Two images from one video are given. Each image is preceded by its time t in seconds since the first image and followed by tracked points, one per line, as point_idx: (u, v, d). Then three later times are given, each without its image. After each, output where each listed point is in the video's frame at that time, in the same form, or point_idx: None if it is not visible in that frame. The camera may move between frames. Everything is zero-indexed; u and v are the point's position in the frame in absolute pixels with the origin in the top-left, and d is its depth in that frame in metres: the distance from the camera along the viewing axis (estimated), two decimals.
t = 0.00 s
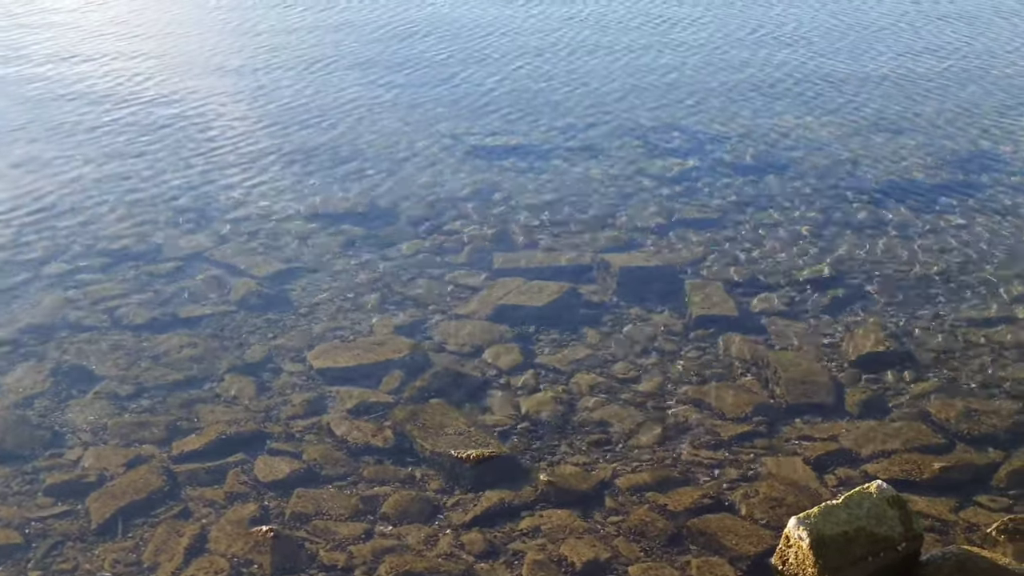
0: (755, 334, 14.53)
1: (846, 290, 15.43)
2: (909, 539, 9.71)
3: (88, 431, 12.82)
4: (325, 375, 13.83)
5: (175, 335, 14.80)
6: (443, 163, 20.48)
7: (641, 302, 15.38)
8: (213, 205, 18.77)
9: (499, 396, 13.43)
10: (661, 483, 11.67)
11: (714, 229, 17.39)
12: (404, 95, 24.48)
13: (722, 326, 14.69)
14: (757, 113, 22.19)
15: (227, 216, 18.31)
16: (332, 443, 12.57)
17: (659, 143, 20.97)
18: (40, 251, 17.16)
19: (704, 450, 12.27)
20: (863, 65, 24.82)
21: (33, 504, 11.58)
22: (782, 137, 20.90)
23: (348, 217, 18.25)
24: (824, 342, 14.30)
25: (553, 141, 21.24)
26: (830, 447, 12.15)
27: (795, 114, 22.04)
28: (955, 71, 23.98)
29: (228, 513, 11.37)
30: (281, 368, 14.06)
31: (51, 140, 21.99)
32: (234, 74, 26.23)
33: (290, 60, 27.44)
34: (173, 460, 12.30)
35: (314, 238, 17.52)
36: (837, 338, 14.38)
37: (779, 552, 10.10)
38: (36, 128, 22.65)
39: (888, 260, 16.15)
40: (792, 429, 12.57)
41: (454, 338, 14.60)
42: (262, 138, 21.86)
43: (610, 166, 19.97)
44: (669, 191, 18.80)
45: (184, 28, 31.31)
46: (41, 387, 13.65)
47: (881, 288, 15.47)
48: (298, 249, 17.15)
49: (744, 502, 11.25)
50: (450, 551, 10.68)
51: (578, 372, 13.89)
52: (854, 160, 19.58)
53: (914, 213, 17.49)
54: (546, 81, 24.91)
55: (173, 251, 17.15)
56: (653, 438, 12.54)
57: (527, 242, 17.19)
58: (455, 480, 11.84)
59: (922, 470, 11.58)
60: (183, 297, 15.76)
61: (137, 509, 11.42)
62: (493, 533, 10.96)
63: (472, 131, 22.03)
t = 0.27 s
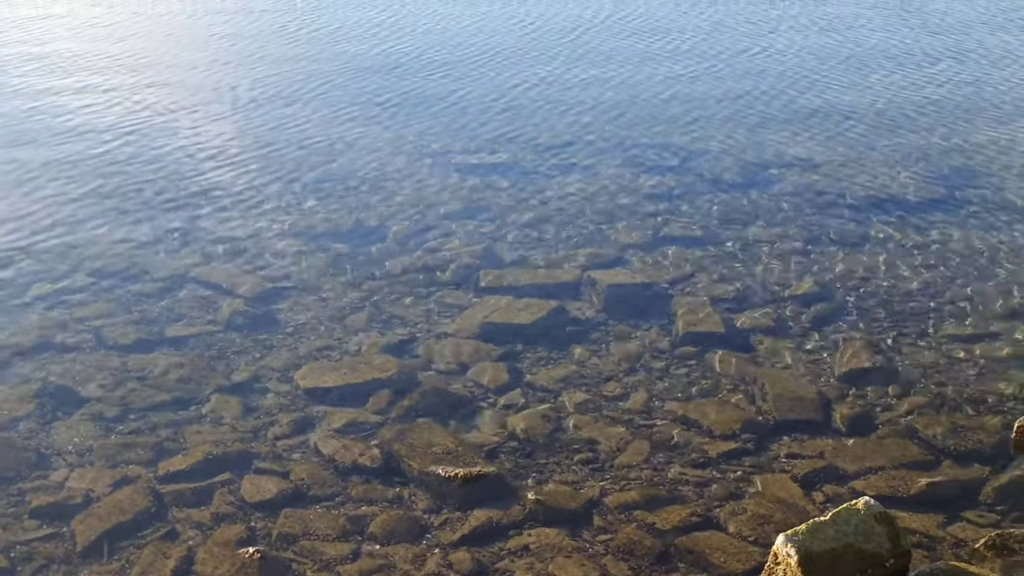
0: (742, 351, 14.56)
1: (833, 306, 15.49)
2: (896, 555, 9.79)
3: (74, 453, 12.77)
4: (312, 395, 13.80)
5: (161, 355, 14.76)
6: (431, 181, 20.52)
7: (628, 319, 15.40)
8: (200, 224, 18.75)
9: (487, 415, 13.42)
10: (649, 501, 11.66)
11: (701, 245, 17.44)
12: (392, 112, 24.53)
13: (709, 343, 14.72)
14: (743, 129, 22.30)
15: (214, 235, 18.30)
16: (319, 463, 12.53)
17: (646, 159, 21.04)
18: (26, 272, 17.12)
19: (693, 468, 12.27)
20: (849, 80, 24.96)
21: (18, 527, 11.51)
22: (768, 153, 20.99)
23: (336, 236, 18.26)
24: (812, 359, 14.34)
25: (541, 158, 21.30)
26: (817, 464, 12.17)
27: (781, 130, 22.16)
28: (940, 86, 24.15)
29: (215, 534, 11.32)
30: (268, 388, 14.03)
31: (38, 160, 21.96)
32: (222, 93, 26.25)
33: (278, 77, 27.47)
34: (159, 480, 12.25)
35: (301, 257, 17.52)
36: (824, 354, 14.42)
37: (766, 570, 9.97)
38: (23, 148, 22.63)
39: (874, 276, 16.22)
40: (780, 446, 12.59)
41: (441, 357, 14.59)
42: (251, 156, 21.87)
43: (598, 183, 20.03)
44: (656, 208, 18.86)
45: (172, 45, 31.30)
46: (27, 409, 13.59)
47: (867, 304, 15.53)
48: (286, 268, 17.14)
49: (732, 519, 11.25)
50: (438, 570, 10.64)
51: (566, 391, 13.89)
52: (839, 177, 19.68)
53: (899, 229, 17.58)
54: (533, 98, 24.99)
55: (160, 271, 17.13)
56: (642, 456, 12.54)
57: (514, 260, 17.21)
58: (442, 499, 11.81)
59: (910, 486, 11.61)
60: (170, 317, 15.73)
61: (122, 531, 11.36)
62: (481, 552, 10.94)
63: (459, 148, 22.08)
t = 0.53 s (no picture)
0: (732, 360, 14.58)
1: (824, 314, 15.51)
2: (888, 564, 9.79)
3: (64, 467, 12.73)
4: (303, 407, 13.79)
5: (151, 369, 14.75)
6: (421, 192, 20.55)
7: (619, 329, 15.42)
8: (191, 236, 18.75)
9: (477, 426, 13.41)
10: (641, 512, 11.65)
11: (691, 255, 17.47)
12: (384, 122, 24.54)
13: (700, 352, 14.73)
14: (734, 138, 22.36)
15: (205, 247, 18.30)
16: (310, 476, 12.51)
17: (637, 168, 21.09)
18: (17, 286, 17.09)
19: (684, 478, 12.26)
20: (840, 88, 25.06)
21: (8, 543, 11.47)
22: (758, 161, 21.05)
23: (326, 247, 18.26)
24: (802, 367, 14.35)
25: (532, 168, 21.31)
26: (809, 473, 12.17)
27: (771, 138, 22.22)
28: (930, 95, 24.25)
29: (206, 548, 11.28)
30: (258, 400, 14.01)
31: (29, 173, 21.94)
32: (213, 103, 26.22)
33: (269, 87, 27.43)
34: (150, 494, 12.22)
35: (291, 269, 17.52)
36: (815, 362, 14.44)
37: None
38: (14, 161, 22.60)
39: (863, 284, 16.26)
40: (771, 455, 12.58)
41: (432, 368, 14.59)
42: (242, 168, 21.86)
43: (589, 193, 20.05)
44: (646, 217, 18.89)
45: (162, 53, 31.19)
46: (16, 424, 13.56)
47: (857, 312, 15.56)
48: (276, 280, 17.12)
49: (724, 529, 11.25)
50: None
51: (557, 401, 13.89)
52: (828, 185, 19.74)
53: (889, 237, 17.63)
54: (524, 107, 25.04)
55: (151, 283, 17.11)
56: (633, 466, 12.54)
57: (505, 270, 17.23)
58: (434, 511, 11.79)
59: (901, 494, 11.61)
60: (160, 330, 15.71)
61: (113, 546, 11.32)
62: (473, 564, 10.92)
63: (450, 159, 22.11)
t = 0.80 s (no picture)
0: (719, 360, 14.59)
1: (810, 314, 15.54)
2: (874, 563, 9.81)
3: (48, 474, 12.66)
4: (289, 412, 13.74)
5: (136, 374, 14.68)
6: (408, 195, 20.52)
7: (605, 331, 15.41)
8: (177, 240, 18.69)
9: (464, 429, 13.38)
10: (628, 513, 11.64)
11: (677, 256, 17.49)
12: (370, 125, 24.50)
13: (686, 353, 14.74)
14: (720, 139, 22.39)
15: (191, 252, 18.24)
16: (296, 480, 12.46)
17: (623, 169, 21.10)
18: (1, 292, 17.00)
19: (671, 479, 12.26)
20: (825, 89, 25.14)
21: None
22: (744, 162, 21.09)
23: (312, 251, 18.21)
24: (789, 367, 14.38)
25: (518, 170, 21.32)
26: (795, 473, 12.18)
27: (757, 139, 22.26)
28: (916, 95, 24.35)
29: (192, 554, 11.22)
30: (244, 405, 13.96)
31: (14, 179, 21.85)
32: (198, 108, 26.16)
33: (254, 91, 27.37)
34: (135, 500, 12.15)
35: (277, 273, 17.46)
36: (801, 362, 14.46)
37: None
38: None
39: (849, 284, 16.30)
40: (758, 456, 12.59)
41: (419, 371, 14.56)
42: (226, 172, 21.78)
43: (575, 194, 20.05)
44: (632, 219, 18.91)
45: (148, 59, 31.12)
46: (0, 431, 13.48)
47: (843, 312, 15.60)
48: (260, 284, 17.07)
49: (711, 530, 11.25)
50: None
51: (544, 403, 13.88)
52: (814, 185, 19.79)
53: (874, 237, 17.68)
54: (510, 109, 25.03)
55: (136, 288, 17.04)
56: (620, 468, 12.53)
57: (491, 273, 17.22)
58: (420, 514, 11.76)
59: (887, 493, 11.63)
60: (145, 336, 15.64)
61: (97, 553, 11.25)
62: (460, 567, 10.89)
63: (437, 161, 22.08)
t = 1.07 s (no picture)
0: (703, 370, 14.60)
1: (795, 324, 15.57)
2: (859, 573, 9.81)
3: (30, 490, 12.59)
4: (273, 424, 13.70)
5: (120, 388, 14.63)
6: (393, 206, 20.52)
7: (590, 341, 15.42)
8: (161, 252, 18.64)
9: (449, 440, 13.36)
10: (614, 524, 11.62)
11: (662, 266, 17.51)
12: (356, 134, 24.50)
13: (671, 363, 14.75)
14: (705, 148, 22.45)
15: (175, 264, 18.20)
16: (281, 493, 12.42)
17: (609, 178, 21.13)
18: None
19: (656, 489, 12.25)
20: (811, 99, 25.24)
21: None
22: (728, 172, 21.16)
23: (296, 262, 18.19)
24: (774, 376, 14.39)
25: (504, 180, 21.35)
26: (780, 482, 12.18)
27: (742, 147, 22.32)
28: (901, 104, 24.48)
29: (175, 569, 11.17)
30: (228, 418, 13.93)
31: None
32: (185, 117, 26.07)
33: (241, 100, 27.31)
34: (118, 515, 12.09)
35: (261, 285, 17.43)
36: (785, 371, 14.48)
37: None
38: None
39: (832, 293, 16.35)
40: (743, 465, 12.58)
41: (403, 383, 14.55)
42: (212, 183, 21.73)
43: (560, 204, 20.08)
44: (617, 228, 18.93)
45: (134, 68, 31.01)
46: None
47: (827, 320, 15.64)
48: (244, 296, 17.03)
49: (696, 540, 11.24)
50: None
51: (528, 414, 13.87)
52: (798, 194, 19.85)
53: (857, 246, 17.74)
54: (496, 119, 25.08)
55: (120, 301, 16.99)
56: (605, 478, 12.51)
57: (476, 284, 17.23)
58: (405, 527, 11.73)
59: (872, 502, 11.64)
60: (129, 349, 15.59)
61: (80, 569, 11.18)
62: None
63: (423, 172, 22.09)
